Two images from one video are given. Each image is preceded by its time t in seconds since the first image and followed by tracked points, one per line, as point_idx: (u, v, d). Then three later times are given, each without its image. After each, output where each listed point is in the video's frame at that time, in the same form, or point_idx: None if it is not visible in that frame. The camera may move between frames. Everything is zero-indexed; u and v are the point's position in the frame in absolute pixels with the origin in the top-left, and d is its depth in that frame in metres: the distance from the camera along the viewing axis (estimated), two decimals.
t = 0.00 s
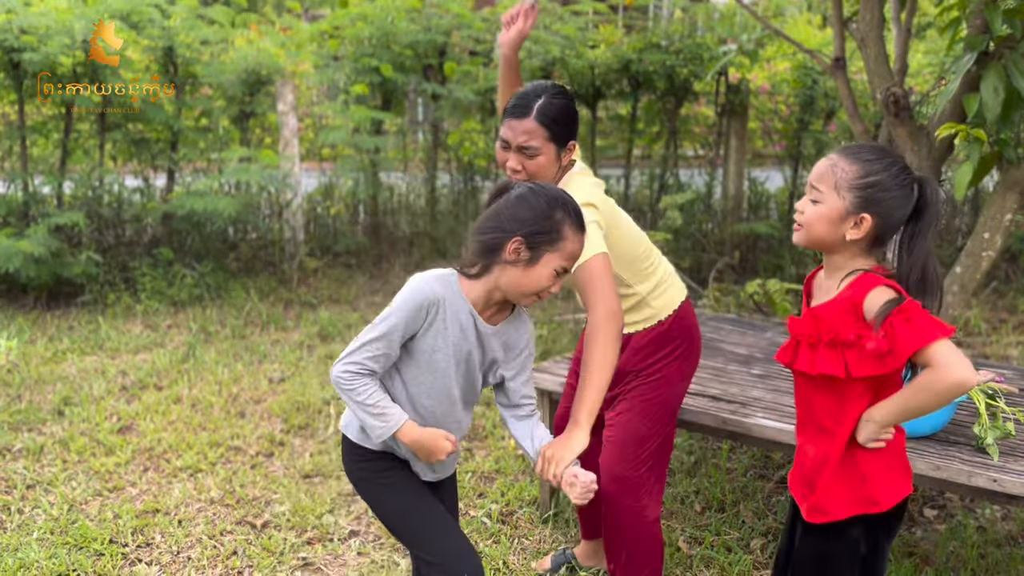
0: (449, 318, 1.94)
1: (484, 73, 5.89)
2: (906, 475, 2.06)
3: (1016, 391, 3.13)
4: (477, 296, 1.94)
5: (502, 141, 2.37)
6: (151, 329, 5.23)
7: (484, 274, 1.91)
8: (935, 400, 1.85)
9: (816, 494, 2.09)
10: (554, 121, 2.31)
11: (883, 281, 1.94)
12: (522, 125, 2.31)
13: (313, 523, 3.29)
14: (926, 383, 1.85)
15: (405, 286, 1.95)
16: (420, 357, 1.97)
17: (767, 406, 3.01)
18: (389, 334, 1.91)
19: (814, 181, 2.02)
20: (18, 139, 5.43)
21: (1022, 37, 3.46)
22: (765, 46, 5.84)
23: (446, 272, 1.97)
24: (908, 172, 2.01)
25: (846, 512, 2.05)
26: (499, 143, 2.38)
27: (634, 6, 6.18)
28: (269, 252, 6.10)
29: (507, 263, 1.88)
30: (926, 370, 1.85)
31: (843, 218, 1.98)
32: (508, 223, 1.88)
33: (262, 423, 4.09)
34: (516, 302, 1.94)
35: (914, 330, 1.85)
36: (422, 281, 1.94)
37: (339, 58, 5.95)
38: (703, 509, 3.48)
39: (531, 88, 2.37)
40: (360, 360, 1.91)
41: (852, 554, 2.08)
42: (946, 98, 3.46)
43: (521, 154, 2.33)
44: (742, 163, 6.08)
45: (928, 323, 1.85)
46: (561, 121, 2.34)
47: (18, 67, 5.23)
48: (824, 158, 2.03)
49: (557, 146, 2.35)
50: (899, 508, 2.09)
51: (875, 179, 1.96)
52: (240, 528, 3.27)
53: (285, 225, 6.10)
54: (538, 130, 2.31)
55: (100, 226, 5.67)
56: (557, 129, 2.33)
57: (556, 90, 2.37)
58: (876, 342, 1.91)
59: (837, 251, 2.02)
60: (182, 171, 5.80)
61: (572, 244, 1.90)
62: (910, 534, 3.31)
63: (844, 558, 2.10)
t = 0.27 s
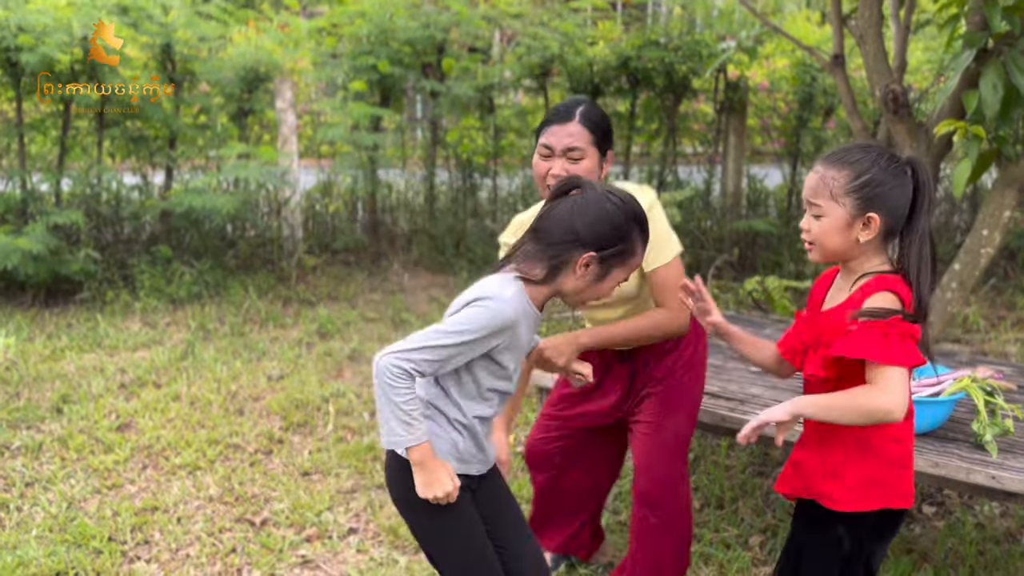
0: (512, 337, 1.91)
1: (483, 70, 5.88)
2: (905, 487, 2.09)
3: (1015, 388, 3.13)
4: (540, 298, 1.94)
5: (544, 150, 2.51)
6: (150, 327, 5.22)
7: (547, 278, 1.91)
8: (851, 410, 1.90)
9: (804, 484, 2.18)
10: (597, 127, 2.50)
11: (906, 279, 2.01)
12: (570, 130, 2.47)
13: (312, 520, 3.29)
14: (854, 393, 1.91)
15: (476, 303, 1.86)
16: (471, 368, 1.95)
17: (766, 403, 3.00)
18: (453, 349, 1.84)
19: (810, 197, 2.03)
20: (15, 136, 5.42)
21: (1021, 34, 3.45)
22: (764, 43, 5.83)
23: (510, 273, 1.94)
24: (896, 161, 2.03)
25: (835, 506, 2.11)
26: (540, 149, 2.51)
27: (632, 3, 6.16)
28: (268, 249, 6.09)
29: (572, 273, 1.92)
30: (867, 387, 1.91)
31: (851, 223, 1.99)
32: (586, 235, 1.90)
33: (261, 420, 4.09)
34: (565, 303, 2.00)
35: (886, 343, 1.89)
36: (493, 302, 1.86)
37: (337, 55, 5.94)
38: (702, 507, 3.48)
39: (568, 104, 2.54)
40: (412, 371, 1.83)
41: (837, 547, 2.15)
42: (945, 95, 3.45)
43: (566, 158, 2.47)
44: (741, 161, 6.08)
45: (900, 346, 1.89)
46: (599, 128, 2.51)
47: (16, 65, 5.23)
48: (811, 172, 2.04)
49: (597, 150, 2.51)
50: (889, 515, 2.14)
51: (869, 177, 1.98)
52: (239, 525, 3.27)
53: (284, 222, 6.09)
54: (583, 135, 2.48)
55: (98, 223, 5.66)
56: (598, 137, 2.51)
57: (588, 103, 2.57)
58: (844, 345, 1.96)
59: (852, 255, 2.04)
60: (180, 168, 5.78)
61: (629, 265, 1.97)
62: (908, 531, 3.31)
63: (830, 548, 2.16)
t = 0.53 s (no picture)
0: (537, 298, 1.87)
1: (481, 67, 5.87)
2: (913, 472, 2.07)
3: (1013, 385, 3.14)
4: (557, 258, 1.93)
5: (572, 78, 2.45)
6: (148, 325, 5.22)
7: (563, 235, 1.90)
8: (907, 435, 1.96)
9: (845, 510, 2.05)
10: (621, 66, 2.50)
11: (899, 298, 1.96)
12: (602, 64, 2.44)
13: (311, 518, 3.29)
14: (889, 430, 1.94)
15: (492, 276, 1.85)
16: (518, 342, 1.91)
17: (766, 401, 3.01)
18: (491, 326, 1.82)
19: (791, 197, 1.97)
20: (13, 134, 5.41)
21: (1020, 32, 3.45)
22: (762, 41, 5.83)
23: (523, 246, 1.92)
24: (879, 169, 2.00)
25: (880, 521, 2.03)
26: (569, 76, 2.45)
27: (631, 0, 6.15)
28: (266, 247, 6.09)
29: (593, 223, 1.90)
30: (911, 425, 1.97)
31: (829, 225, 1.93)
32: (605, 181, 1.88)
33: (259, 418, 4.08)
34: (584, 260, 1.98)
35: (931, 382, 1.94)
36: (507, 267, 1.84)
37: (336, 53, 5.93)
38: (701, 504, 3.48)
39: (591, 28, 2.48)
40: (462, 365, 1.83)
41: (880, 559, 2.06)
42: (944, 93, 3.46)
43: (596, 91, 2.45)
44: (740, 158, 6.09)
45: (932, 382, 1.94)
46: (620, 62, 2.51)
47: (13, 62, 5.22)
48: (795, 172, 2.00)
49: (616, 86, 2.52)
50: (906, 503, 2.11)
51: (850, 179, 1.94)
52: (238, 523, 3.27)
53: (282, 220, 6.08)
54: (612, 70, 2.47)
55: (96, 221, 5.66)
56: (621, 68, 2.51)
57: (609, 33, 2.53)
58: (886, 386, 1.94)
59: (829, 261, 1.97)
60: (178, 166, 5.77)
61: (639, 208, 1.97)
62: (907, 528, 3.32)
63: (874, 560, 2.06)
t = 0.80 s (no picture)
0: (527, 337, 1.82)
1: (480, 65, 5.86)
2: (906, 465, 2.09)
3: (1012, 383, 3.14)
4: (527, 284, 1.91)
5: (554, 121, 2.48)
6: (147, 324, 5.22)
7: (533, 262, 1.89)
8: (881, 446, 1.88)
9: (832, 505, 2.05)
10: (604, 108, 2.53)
11: (897, 295, 1.94)
12: (585, 107, 2.47)
13: (310, 517, 3.29)
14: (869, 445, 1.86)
15: (498, 315, 1.76)
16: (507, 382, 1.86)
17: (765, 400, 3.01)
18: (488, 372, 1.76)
19: (786, 195, 1.95)
20: (11, 132, 5.40)
21: (1018, 30, 3.45)
22: (761, 39, 5.82)
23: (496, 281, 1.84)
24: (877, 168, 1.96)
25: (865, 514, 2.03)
26: (551, 121, 2.48)
27: None
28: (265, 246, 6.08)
29: (559, 246, 1.89)
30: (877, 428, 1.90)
31: (826, 221, 1.90)
32: (568, 205, 1.85)
33: (258, 417, 4.08)
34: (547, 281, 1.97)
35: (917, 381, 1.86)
36: (507, 313, 1.76)
37: (335, 51, 5.92)
38: (700, 503, 3.48)
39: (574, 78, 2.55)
40: (461, 414, 1.77)
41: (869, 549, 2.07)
42: (943, 91, 3.46)
43: (579, 133, 2.48)
44: (738, 157, 6.09)
45: (907, 388, 1.85)
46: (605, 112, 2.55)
47: (12, 60, 5.22)
48: (790, 171, 1.98)
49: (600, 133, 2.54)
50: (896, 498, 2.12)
51: (844, 174, 1.91)
52: (237, 522, 3.27)
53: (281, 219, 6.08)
54: (594, 113, 2.49)
55: (94, 220, 5.65)
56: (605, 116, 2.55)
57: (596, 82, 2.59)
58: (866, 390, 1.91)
59: (828, 259, 1.94)
60: (177, 165, 5.75)
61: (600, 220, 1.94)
62: (906, 526, 3.32)
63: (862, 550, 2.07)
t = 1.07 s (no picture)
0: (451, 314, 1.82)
1: (479, 65, 5.86)
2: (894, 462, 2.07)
3: (1011, 382, 3.14)
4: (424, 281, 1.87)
5: (568, 101, 2.47)
6: (147, 323, 5.21)
7: (428, 255, 1.85)
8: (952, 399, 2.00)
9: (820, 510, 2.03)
10: (625, 87, 2.48)
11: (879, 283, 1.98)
12: (598, 85, 2.44)
13: (310, 516, 3.29)
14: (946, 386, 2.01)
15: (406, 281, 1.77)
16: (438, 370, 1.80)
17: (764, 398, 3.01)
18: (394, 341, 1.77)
19: (776, 182, 1.96)
20: (11, 132, 5.41)
21: (1017, 29, 3.44)
22: (760, 38, 5.81)
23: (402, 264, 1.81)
24: (862, 163, 2.01)
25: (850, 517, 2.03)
26: (566, 102, 2.47)
27: None
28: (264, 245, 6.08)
29: (439, 231, 1.82)
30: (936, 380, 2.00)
31: (818, 212, 1.93)
32: (430, 191, 1.78)
33: (258, 417, 4.08)
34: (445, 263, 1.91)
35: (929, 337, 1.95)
36: (429, 286, 1.74)
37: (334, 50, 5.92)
38: (700, 502, 3.48)
39: (598, 57, 2.52)
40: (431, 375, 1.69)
41: (854, 555, 2.05)
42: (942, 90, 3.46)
43: (591, 113, 2.44)
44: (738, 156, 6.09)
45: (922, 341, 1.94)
46: (627, 93, 2.49)
47: (11, 61, 5.25)
48: (780, 159, 2.00)
49: (620, 114, 2.48)
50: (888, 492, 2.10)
51: (835, 169, 1.95)
52: (237, 521, 3.27)
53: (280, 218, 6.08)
54: (608, 92, 2.45)
55: (94, 220, 5.65)
56: (625, 98, 2.48)
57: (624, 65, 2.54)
58: (888, 367, 1.95)
59: (814, 249, 1.97)
60: (176, 164, 5.74)
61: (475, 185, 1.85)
62: (905, 525, 3.32)
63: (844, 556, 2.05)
